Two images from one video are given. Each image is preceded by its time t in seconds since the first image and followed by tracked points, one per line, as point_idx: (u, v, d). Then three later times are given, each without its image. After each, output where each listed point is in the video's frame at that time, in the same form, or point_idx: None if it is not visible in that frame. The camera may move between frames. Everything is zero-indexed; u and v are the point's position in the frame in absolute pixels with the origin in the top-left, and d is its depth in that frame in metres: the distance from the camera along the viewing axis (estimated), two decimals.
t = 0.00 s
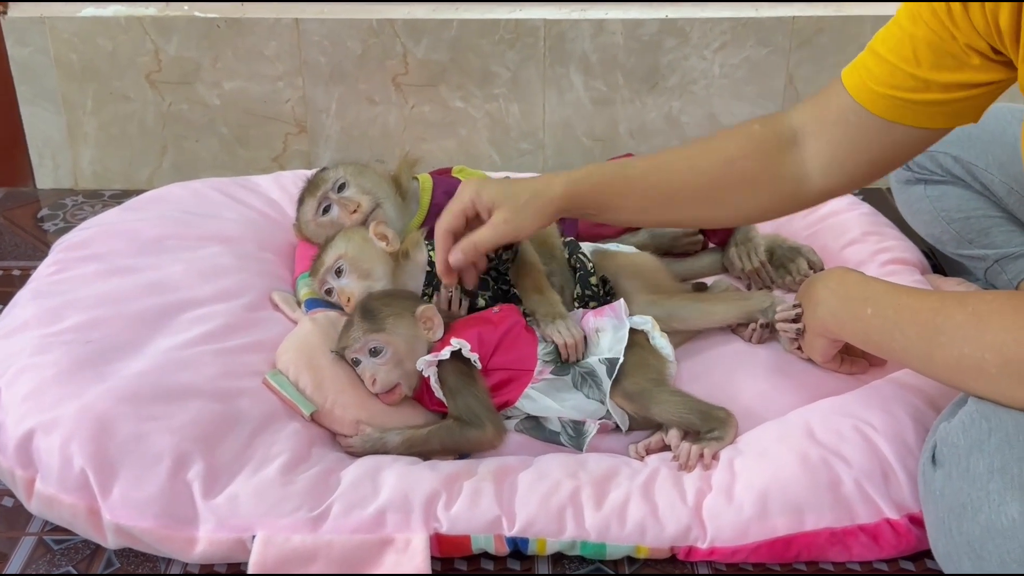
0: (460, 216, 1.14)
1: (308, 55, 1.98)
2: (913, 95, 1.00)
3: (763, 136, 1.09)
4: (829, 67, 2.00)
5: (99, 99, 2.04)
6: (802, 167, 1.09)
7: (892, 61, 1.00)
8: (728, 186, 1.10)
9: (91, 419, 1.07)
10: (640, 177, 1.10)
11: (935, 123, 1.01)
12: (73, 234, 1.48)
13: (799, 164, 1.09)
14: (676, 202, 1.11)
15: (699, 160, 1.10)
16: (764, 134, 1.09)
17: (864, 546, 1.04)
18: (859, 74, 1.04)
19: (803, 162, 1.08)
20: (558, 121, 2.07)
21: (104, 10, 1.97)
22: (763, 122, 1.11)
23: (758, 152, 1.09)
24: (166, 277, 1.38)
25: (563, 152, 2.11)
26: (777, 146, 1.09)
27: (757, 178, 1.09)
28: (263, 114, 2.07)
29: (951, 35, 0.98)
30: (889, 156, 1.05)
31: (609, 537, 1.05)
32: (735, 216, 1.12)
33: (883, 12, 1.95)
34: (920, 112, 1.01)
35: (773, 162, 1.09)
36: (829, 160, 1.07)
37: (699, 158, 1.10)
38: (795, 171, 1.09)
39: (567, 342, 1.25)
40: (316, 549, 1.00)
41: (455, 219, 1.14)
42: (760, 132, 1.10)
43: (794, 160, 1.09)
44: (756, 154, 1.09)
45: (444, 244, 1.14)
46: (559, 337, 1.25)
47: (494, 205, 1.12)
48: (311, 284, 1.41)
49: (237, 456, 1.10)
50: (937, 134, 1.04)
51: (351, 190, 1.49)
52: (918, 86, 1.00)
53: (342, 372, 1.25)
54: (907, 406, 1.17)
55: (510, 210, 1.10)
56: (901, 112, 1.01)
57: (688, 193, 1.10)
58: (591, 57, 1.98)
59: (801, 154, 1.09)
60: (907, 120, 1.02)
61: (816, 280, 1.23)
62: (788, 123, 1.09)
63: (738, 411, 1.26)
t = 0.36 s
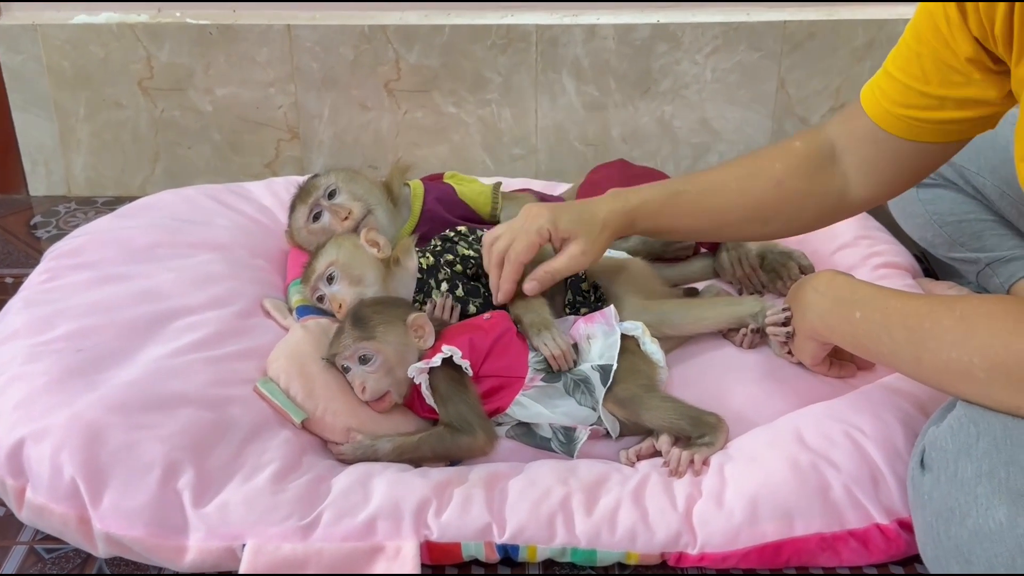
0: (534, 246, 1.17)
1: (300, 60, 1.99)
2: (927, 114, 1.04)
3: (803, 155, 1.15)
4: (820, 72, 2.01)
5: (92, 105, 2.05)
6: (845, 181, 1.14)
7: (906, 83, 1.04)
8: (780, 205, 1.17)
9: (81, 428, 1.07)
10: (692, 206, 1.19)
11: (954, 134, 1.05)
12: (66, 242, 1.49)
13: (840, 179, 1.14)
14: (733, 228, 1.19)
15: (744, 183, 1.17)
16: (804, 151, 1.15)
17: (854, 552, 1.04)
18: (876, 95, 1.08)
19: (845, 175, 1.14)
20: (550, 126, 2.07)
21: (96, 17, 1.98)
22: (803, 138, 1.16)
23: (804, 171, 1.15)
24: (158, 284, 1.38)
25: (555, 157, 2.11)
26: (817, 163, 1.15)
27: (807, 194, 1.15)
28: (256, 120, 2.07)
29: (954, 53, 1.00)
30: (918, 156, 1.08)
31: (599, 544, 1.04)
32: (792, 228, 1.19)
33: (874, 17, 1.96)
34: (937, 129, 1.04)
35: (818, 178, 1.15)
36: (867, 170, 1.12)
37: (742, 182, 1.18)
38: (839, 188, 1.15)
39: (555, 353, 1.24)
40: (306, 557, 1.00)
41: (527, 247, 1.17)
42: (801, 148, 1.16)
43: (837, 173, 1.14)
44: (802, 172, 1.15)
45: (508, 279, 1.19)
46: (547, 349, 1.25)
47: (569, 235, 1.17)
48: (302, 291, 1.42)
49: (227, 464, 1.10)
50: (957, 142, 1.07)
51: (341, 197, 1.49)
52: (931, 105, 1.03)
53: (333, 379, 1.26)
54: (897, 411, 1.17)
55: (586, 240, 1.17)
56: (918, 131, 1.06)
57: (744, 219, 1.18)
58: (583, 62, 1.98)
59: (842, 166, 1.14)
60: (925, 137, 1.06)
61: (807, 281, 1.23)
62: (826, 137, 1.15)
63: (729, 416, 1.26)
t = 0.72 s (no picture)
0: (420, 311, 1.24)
1: (297, 62, 1.99)
2: (880, 99, 0.99)
3: (700, 160, 1.09)
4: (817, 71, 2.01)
5: (90, 108, 2.05)
6: (749, 184, 1.08)
7: (860, 66, 0.98)
8: (679, 214, 1.10)
9: (81, 432, 1.07)
10: (587, 232, 1.12)
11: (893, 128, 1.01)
12: (64, 245, 1.49)
13: (744, 181, 1.08)
14: (621, 249, 1.12)
15: (641, 198, 1.10)
16: (703, 156, 1.09)
17: (853, 550, 1.05)
18: (823, 77, 1.01)
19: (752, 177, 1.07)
20: (549, 127, 2.07)
21: (94, 21, 1.98)
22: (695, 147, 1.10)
23: (701, 176, 1.09)
24: (157, 287, 1.39)
25: (554, 157, 2.11)
26: (715, 168, 1.09)
27: (705, 200, 1.09)
28: (254, 123, 2.07)
29: (923, 41, 0.96)
30: (835, 165, 1.05)
31: (599, 544, 1.05)
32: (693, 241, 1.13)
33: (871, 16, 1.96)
34: (883, 116, 1.00)
35: (716, 184, 1.09)
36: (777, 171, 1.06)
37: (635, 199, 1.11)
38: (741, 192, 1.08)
39: (546, 347, 1.25)
40: (306, 558, 1.00)
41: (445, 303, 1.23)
42: (696, 158, 1.09)
43: (742, 175, 1.08)
44: (699, 181, 1.09)
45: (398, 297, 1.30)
46: (538, 342, 1.26)
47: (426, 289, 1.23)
48: (301, 293, 1.41)
49: (227, 466, 1.11)
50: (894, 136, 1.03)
51: (340, 199, 1.49)
52: (887, 91, 0.98)
53: (331, 382, 1.26)
54: (896, 410, 1.17)
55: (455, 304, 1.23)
56: (866, 117, 1.00)
57: (641, 235, 1.11)
58: (580, 63, 1.99)
59: (746, 168, 1.08)
60: (873, 125, 1.00)
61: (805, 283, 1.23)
62: (730, 136, 1.09)
63: (727, 416, 1.26)
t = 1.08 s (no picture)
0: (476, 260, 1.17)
1: (296, 64, 1.99)
2: (883, 95, 1.03)
3: (714, 140, 1.14)
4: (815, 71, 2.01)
5: (89, 111, 2.05)
6: (762, 169, 1.13)
7: (865, 63, 1.02)
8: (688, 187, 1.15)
9: (81, 435, 1.08)
10: (596, 191, 1.17)
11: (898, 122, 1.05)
12: (64, 248, 1.49)
13: (754, 164, 1.13)
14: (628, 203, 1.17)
15: (657, 167, 1.16)
16: (718, 138, 1.14)
17: (853, 550, 1.05)
18: (828, 74, 1.06)
19: (761, 164, 1.13)
20: (548, 127, 2.07)
21: (92, 23, 1.98)
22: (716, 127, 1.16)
23: (714, 156, 1.14)
24: (157, 289, 1.39)
25: (553, 158, 2.12)
26: (732, 148, 1.14)
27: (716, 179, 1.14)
28: (253, 125, 2.07)
29: (923, 37, 0.99)
30: (839, 162, 1.09)
31: (600, 544, 1.05)
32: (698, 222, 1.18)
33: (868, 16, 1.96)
34: (886, 111, 1.04)
35: (730, 165, 1.14)
36: (786, 163, 1.11)
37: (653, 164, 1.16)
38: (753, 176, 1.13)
39: (545, 344, 1.26)
40: (307, 560, 1.00)
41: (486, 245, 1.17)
42: (714, 135, 1.15)
43: (753, 160, 1.13)
44: (711, 157, 1.14)
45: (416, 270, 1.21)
46: (536, 340, 1.27)
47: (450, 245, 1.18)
48: (301, 295, 1.42)
49: (228, 468, 1.11)
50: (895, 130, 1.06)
51: (339, 201, 1.50)
52: (888, 87, 1.02)
53: (329, 384, 1.26)
54: (896, 410, 1.17)
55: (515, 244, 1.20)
56: (869, 112, 1.04)
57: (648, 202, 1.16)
58: (579, 63, 1.99)
59: (759, 153, 1.13)
60: (874, 119, 1.04)
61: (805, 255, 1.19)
62: (749, 124, 1.14)
63: (728, 415, 1.26)
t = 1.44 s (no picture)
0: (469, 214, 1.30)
1: (296, 64, 1.99)
2: (880, 65, 1.06)
3: (718, 108, 1.18)
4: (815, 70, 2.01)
5: (89, 111, 2.05)
6: (764, 137, 1.16)
7: (864, 34, 1.06)
8: (693, 152, 1.18)
9: (82, 435, 1.07)
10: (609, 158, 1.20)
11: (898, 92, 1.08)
12: (64, 248, 1.49)
13: (756, 132, 1.16)
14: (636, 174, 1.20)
15: (662, 131, 1.19)
16: (722, 105, 1.18)
17: (855, 548, 1.04)
18: (831, 41, 1.10)
19: (762, 131, 1.16)
20: (548, 127, 2.07)
21: (92, 24, 1.98)
22: (721, 96, 1.20)
23: (720, 121, 1.17)
24: (157, 289, 1.39)
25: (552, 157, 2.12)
26: (736, 115, 1.17)
27: (718, 143, 1.17)
28: (252, 125, 2.07)
29: (920, 11, 1.01)
30: (838, 132, 1.12)
31: (601, 543, 1.04)
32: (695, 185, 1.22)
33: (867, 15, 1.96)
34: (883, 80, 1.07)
35: (734, 130, 1.17)
36: (787, 128, 1.14)
37: (658, 129, 1.20)
38: (754, 143, 1.16)
39: (545, 345, 1.26)
40: (308, 560, 1.00)
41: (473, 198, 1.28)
42: (719, 103, 1.19)
43: (753, 127, 1.16)
44: (715, 123, 1.17)
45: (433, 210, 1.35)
46: (537, 340, 1.27)
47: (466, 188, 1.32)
48: (301, 295, 1.42)
49: (229, 468, 1.11)
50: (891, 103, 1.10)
51: (339, 200, 1.51)
52: (884, 57, 1.06)
53: (330, 384, 1.26)
54: (897, 407, 1.17)
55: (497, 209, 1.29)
56: (866, 80, 1.08)
57: (654, 164, 1.19)
58: (579, 63, 1.99)
59: (762, 120, 1.16)
60: (869, 87, 1.09)
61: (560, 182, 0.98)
62: (752, 93, 1.17)
63: (729, 414, 1.26)
